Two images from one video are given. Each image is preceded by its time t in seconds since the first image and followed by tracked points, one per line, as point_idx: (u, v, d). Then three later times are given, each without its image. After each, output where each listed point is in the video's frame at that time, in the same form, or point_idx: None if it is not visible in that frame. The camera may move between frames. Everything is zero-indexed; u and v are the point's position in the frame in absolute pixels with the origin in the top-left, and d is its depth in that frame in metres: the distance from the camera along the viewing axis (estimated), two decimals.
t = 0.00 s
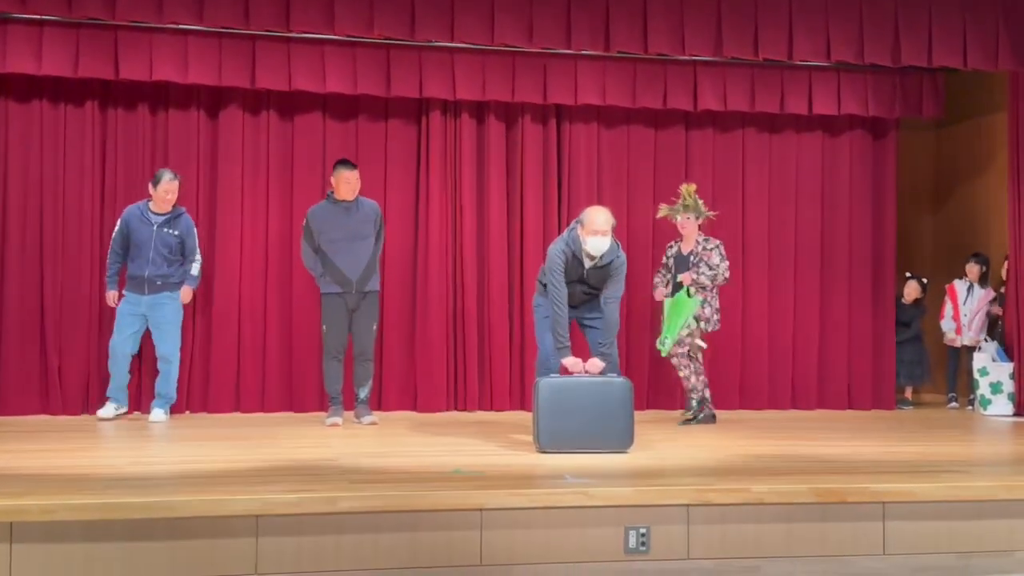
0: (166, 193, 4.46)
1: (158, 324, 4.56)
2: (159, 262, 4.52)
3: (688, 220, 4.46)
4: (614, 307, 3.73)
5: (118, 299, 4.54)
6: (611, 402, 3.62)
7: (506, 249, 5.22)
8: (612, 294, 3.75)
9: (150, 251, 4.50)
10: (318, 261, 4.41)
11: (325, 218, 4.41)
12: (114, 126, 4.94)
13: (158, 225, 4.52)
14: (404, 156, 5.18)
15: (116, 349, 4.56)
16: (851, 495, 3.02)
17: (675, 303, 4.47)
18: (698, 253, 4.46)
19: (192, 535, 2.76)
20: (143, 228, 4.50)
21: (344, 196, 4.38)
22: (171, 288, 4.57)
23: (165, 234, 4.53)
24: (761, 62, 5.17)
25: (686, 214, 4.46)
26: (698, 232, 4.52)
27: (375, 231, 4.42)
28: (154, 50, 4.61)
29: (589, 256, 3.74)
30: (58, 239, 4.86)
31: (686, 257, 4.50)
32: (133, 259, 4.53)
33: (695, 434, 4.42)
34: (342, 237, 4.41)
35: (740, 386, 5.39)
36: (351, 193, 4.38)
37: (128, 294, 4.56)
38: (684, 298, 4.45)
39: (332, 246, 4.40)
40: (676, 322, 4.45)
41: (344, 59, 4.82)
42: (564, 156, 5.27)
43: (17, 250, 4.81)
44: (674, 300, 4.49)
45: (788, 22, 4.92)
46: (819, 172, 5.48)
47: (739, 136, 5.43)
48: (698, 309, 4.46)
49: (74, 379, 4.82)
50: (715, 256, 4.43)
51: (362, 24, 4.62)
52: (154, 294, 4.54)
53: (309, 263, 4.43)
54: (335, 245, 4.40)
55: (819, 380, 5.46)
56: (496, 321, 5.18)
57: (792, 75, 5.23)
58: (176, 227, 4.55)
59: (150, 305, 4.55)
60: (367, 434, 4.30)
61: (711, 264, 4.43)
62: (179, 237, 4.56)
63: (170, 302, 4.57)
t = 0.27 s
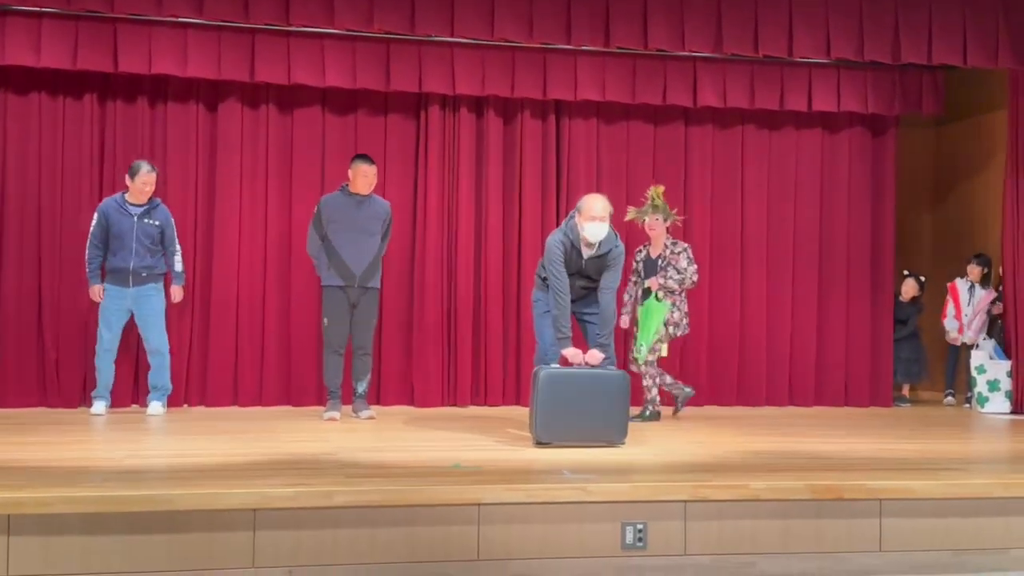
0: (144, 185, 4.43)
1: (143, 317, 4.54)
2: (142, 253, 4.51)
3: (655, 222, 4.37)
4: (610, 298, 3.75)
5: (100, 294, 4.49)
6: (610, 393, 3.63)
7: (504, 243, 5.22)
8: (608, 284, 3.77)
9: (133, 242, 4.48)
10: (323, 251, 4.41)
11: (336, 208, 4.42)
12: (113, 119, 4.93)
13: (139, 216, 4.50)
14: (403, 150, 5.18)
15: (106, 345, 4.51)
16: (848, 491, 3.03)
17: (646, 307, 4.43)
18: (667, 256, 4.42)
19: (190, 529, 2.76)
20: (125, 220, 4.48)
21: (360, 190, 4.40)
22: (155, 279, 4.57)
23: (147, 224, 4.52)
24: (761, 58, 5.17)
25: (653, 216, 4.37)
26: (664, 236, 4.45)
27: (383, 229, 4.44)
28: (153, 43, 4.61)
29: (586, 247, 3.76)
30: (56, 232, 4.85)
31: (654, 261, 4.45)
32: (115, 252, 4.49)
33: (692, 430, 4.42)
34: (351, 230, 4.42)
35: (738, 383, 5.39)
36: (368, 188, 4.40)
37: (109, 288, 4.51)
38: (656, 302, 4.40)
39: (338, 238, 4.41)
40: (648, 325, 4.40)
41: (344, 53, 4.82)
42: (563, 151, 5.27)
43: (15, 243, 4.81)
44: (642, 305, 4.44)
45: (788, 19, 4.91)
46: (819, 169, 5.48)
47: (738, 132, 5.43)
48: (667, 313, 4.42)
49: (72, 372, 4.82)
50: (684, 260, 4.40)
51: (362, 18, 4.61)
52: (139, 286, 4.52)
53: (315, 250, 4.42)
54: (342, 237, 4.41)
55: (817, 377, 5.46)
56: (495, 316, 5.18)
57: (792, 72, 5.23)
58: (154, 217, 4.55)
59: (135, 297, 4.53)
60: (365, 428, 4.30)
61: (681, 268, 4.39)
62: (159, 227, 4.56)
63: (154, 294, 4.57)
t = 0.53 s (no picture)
0: (119, 179, 4.38)
1: (132, 310, 4.54)
2: (129, 247, 4.49)
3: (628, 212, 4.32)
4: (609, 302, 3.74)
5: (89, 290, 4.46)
6: (606, 394, 3.64)
7: (502, 240, 5.22)
8: (606, 288, 3.76)
9: (118, 237, 4.46)
10: (325, 244, 4.41)
11: (342, 203, 4.41)
12: (111, 113, 4.93)
13: (121, 210, 4.46)
14: (401, 147, 5.17)
15: (99, 341, 4.52)
16: (844, 490, 3.03)
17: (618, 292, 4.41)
18: (642, 245, 4.43)
19: (186, 524, 2.76)
20: (108, 215, 4.44)
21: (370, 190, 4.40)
22: (144, 273, 4.56)
23: (130, 218, 4.48)
24: (760, 57, 5.17)
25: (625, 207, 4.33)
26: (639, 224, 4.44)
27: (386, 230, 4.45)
28: (151, 37, 4.60)
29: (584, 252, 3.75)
30: (53, 225, 4.84)
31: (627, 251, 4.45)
32: (101, 248, 4.46)
33: (690, 427, 4.42)
34: (355, 227, 4.42)
35: (735, 381, 5.40)
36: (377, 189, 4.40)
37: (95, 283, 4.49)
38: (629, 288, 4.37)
39: (341, 234, 4.40)
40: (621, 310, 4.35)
41: (343, 49, 4.81)
42: (561, 148, 5.27)
43: (12, 237, 4.81)
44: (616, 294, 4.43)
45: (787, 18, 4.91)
46: (817, 167, 5.48)
47: (737, 131, 5.43)
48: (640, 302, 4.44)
49: (69, 366, 4.82)
50: (660, 247, 4.42)
51: (360, 14, 4.60)
52: (128, 281, 4.52)
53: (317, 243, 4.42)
54: (345, 233, 4.41)
55: (814, 376, 5.47)
56: (491, 313, 5.19)
57: (791, 70, 5.22)
58: (137, 209, 4.51)
59: (123, 291, 4.53)
60: (361, 424, 4.29)
61: (656, 256, 4.42)
62: (142, 220, 4.52)
63: (142, 287, 4.57)
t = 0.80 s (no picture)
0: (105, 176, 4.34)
1: (129, 308, 4.54)
2: (125, 245, 4.48)
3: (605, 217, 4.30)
4: (608, 308, 3.71)
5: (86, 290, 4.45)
6: (604, 394, 3.64)
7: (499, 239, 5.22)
8: (606, 294, 3.73)
9: (114, 235, 4.45)
10: (319, 246, 4.40)
11: (333, 203, 4.42)
12: (107, 110, 4.92)
13: (116, 208, 4.45)
14: (398, 146, 5.17)
15: (94, 338, 4.50)
16: (840, 490, 3.03)
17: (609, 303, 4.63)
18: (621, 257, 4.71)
19: (182, 523, 2.75)
20: (101, 213, 4.42)
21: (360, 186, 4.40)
22: (140, 270, 4.55)
23: (125, 215, 4.47)
24: (758, 57, 5.17)
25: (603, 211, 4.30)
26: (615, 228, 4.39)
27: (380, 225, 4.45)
28: (149, 35, 4.60)
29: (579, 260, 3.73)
30: (49, 222, 4.84)
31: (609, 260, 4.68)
32: (97, 246, 4.44)
33: (685, 427, 4.42)
34: (349, 224, 4.41)
35: (732, 381, 5.40)
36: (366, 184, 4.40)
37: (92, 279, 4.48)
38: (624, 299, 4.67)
39: (335, 233, 4.40)
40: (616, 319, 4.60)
41: (340, 48, 4.80)
42: (559, 148, 5.27)
43: (9, 234, 4.81)
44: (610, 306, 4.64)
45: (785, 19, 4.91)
46: (814, 167, 5.49)
47: (734, 131, 5.43)
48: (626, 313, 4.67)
49: (65, 363, 4.81)
50: (636, 257, 4.70)
51: (358, 13, 4.59)
52: (126, 278, 4.52)
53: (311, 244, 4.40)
54: (339, 232, 4.40)
55: (810, 376, 5.47)
56: (488, 312, 5.18)
57: (789, 71, 5.23)
58: (131, 206, 4.51)
59: (121, 288, 4.52)
60: (357, 423, 4.29)
61: (633, 265, 4.69)
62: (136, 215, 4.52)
63: (138, 284, 4.56)
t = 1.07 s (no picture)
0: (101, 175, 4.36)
1: (127, 308, 4.53)
2: (126, 245, 4.48)
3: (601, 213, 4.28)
4: (603, 306, 3.75)
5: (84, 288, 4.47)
6: (600, 396, 3.64)
7: (494, 240, 5.22)
8: (600, 292, 3.77)
9: (117, 236, 4.45)
10: (309, 249, 4.40)
11: (319, 205, 4.41)
12: (103, 109, 4.91)
13: (119, 208, 4.46)
14: (394, 146, 5.17)
15: (92, 337, 4.51)
16: (835, 492, 3.03)
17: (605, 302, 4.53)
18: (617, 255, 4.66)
19: (176, 523, 2.75)
20: (104, 212, 4.43)
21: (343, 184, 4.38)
22: (140, 273, 4.55)
23: (128, 216, 4.47)
24: (754, 60, 5.18)
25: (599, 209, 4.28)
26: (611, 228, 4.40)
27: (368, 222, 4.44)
28: (145, 34, 4.59)
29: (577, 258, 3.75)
30: (45, 221, 4.84)
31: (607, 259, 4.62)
32: (99, 245, 4.45)
33: (680, 429, 4.41)
34: (337, 224, 4.40)
35: (727, 383, 5.40)
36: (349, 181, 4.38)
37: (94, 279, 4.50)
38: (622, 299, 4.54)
39: (324, 235, 4.39)
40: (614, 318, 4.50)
41: (337, 48, 4.81)
42: (555, 149, 5.27)
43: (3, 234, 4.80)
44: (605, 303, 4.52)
45: (782, 21, 4.92)
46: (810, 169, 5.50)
47: (730, 133, 5.44)
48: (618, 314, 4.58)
49: (60, 362, 4.80)
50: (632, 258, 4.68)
51: (355, 14, 4.59)
52: (124, 279, 4.51)
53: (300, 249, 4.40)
54: (328, 233, 4.39)
55: (805, 378, 5.48)
56: (484, 312, 5.18)
57: (784, 73, 5.24)
58: (135, 207, 4.50)
59: (119, 289, 4.52)
60: (351, 424, 4.28)
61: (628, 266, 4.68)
62: (141, 217, 4.51)
63: (138, 286, 4.55)
